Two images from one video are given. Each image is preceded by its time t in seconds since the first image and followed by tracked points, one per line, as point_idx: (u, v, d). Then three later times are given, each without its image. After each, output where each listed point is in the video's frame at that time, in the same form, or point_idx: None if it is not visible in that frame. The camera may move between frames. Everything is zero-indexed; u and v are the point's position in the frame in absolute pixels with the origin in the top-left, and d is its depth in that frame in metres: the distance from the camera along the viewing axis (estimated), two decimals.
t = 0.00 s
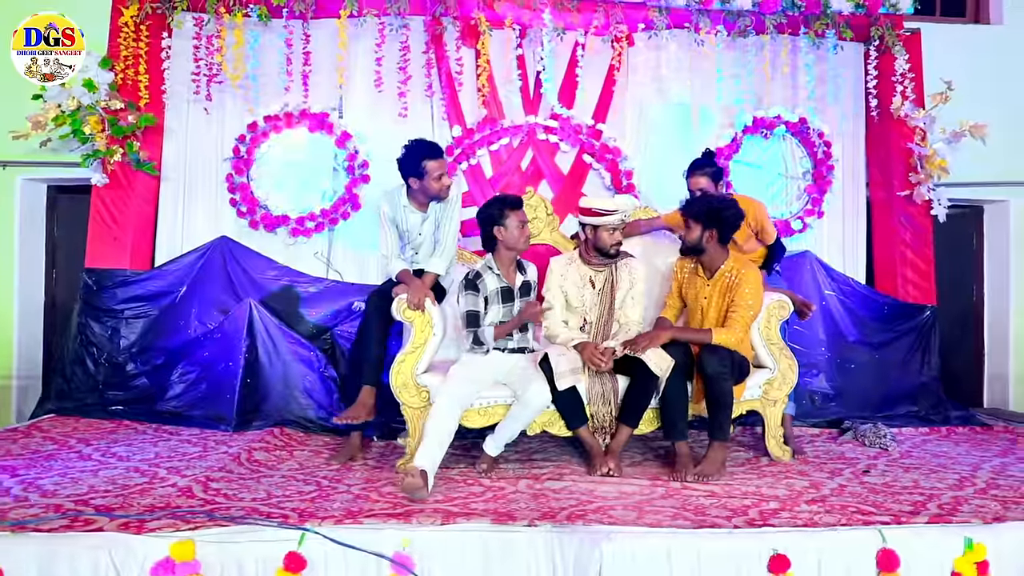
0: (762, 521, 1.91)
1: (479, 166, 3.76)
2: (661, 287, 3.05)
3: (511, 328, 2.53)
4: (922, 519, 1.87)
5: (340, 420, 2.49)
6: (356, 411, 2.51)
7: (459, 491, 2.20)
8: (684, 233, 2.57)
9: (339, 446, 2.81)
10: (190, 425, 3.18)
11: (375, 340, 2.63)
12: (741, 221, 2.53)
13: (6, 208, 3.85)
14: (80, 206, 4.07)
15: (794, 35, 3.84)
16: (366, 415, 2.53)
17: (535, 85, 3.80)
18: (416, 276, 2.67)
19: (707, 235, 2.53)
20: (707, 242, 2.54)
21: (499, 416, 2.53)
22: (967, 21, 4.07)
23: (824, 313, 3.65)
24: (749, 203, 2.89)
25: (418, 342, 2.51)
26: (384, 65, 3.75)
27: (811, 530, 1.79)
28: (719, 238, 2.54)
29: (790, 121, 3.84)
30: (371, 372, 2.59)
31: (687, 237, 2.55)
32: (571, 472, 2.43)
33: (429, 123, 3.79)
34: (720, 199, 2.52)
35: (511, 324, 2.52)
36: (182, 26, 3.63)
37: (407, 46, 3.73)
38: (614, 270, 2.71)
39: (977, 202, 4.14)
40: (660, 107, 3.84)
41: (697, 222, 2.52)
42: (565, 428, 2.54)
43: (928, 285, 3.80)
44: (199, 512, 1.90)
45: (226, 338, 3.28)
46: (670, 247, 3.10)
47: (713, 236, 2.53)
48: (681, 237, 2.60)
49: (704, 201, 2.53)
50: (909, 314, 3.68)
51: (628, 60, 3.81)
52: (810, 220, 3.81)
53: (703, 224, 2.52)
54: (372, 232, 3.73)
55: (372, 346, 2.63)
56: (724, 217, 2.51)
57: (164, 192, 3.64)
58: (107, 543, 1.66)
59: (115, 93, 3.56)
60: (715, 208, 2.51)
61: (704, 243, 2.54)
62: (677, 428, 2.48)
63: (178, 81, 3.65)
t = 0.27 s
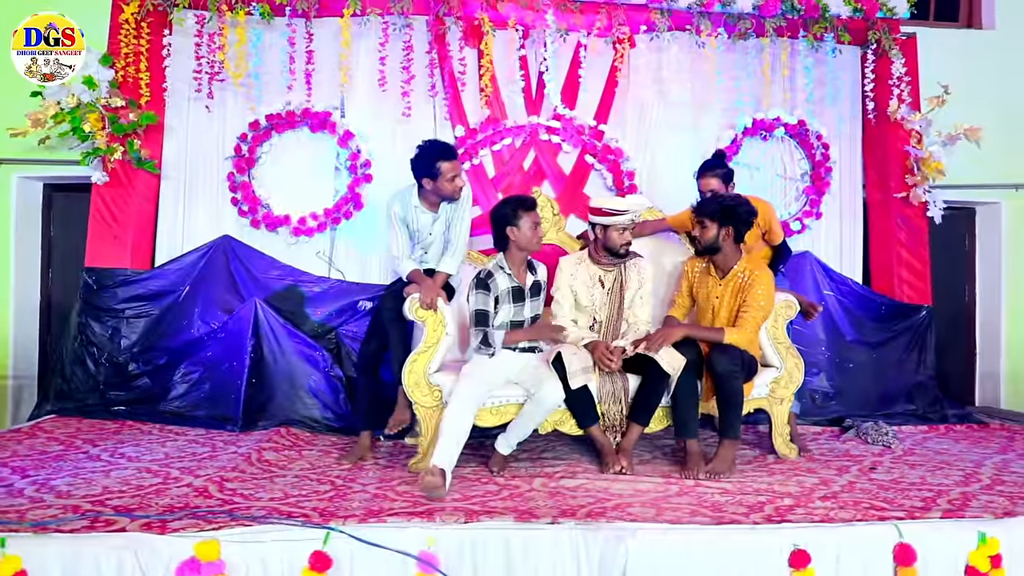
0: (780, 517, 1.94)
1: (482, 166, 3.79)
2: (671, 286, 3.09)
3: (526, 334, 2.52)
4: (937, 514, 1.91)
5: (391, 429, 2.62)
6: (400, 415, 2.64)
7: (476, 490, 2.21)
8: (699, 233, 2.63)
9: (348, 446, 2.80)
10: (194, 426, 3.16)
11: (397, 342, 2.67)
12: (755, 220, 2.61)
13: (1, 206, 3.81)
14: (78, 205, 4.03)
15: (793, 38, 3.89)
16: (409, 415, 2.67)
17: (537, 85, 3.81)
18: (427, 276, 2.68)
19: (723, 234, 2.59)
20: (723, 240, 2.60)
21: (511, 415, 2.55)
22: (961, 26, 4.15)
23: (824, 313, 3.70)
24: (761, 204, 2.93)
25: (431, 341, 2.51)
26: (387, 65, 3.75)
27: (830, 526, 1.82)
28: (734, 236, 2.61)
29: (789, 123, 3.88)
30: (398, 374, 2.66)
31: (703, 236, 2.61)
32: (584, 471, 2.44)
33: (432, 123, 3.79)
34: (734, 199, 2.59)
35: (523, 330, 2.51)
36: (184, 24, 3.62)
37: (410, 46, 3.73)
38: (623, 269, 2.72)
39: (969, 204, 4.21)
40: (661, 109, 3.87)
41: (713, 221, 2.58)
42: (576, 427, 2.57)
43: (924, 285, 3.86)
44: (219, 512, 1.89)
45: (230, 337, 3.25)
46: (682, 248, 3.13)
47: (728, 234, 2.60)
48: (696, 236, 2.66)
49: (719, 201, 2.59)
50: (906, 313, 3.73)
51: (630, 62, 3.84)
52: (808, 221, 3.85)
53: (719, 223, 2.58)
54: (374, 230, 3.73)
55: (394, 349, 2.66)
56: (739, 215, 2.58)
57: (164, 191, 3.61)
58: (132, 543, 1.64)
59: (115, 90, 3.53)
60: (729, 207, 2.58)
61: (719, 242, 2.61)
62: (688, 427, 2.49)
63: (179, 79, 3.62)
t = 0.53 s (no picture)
0: (787, 512, 1.98)
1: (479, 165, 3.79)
2: (669, 286, 3.13)
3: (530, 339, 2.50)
4: (939, 509, 1.95)
5: (364, 421, 2.52)
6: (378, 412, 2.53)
7: (485, 488, 2.22)
8: (701, 234, 2.68)
9: (350, 446, 2.80)
10: (192, 426, 3.13)
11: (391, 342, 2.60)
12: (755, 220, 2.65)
13: None
14: (69, 204, 3.98)
15: (784, 42, 3.96)
16: (390, 414, 2.55)
17: (533, 85, 3.83)
18: (432, 275, 2.69)
19: (724, 235, 2.63)
20: (724, 242, 2.64)
21: (515, 414, 2.57)
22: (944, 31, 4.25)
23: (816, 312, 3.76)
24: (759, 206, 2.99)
25: (436, 340, 2.52)
26: (385, 64, 3.75)
27: (838, 520, 1.86)
28: (735, 237, 2.65)
29: (781, 126, 3.94)
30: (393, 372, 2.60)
31: (704, 238, 2.65)
32: (589, 469, 2.47)
33: (429, 123, 3.80)
34: (734, 200, 2.63)
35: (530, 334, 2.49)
36: (179, 21, 3.59)
37: (408, 45, 3.74)
38: (625, 269, 2.75)
39: (953, 206, 4.30)
40: (656, 110, 3.91)
41: (715, 223, 2.62)
42: (581, 425, 2.59)
43: (912, 286, 3.93)
44: (232, 512, 1.88)
45: (228, 337, 3.23)
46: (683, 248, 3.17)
47: (730, 235, 2.64)
48: (698, 238, 2.71)
49: (719, 202, 2.64)
50: (895, 313, 3.80)
51: (626, 64, 3.88)
52: (799, 222, 3.92)
53: (719, 225, 2.63)
54: (370, 230, 3.73)
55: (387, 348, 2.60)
56: (740, 216, 2.62)
57: (159, 189, 3.57)
58: (149, 544, 1.63)
59: (109, 87, 3.50)
60: (730, 209, 2.62)
61: (721, 244, 2.65)
62: (691, 426, 2.52)
63: (173, 77, 3.60)
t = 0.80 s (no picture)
0: (791, 507, 2.04)
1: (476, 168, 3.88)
2: (664, 288, 3.13)
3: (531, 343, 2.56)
4: (935, 503, 2.02)
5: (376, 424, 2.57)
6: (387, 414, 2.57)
7: (493, 488, 2.25)
8: (696, 240, 2.76)
9: (351, 447, 2.81)
10: (190, 428, 3.12)
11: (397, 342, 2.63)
12: (748, 223, 2.69)
13: None
14: (57, 204, 3.93)
15: (772, 48, 4.04)
16: (398, 416, 2.60)
17: (527, 88, 3.87)
18: (434, 277, 2.72)
19: (718, 239, 2.69)
20: (718, 246, 2.70)
21: (518, 414, 2.60)
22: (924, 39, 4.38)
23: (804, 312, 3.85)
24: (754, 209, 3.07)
25: (441, 341, 2.54)
26: (380, 66, 3.76)
27: (840, 515, 1.92)
28: (730, 242, 2.70)
29: (769, 130, 4.03)
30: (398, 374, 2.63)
31: (698, 243, 2.73)
32: (592, 468, 2.51)
33: (423, 124, 3.80)
34: (727, 204, 2.67)
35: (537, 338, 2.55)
36: (172, 21, 3.58)
37: (403, 48, 3.76)
38: (624, 271, 2.80)
39: (933, 209, 4.42)
40: (647, 114, 3.97)
41: (708, 228, 2.69)
42: (582, 424, 2.63)
43: (895, 288, 4.01)
44: (247, 513, 1.89)
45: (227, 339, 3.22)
46: (676, 249, 3.18)
47: (724, 239, 2.69)
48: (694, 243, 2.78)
49: (713, 208, 2.69)
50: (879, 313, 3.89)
51: (619, 68, 3.95)
52: (787, 225, 4.01)
53: (712, 231, 2.69)
54: (364, 232, 3.73)
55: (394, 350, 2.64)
56: (731, 220, 2.66)
57: (152, 190, 3.55)
58: (169, 545, 1.64)
59: (102, 87, 3.46)
60: (722, 213, 2.66)
61: (715, 247, 2.71)
62: (690, 424, 2.58)
63: (166, 77, 3.59)
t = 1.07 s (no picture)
0: (799, 501, 2.09)
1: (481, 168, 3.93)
2: (667, 288, 3.21)
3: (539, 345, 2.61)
4: (939, 497, 2.08)
5: (408, 425, 2.65)
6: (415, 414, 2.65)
7: (507, 484, 2.30)
8: (699, 242, 2.80)
9: (362, 446, 2.85)
10: (198, 428, 3.14)
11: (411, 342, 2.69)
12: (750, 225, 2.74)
13: None
14: (56, 203, 3.91)
15: (769, 52, 4.10)
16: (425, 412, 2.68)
17: (529, 90, 3.91)
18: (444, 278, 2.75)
19: (721, 242, 2.74)
20: (721, 248, 2.75)
21: (529, 412, 2.65)
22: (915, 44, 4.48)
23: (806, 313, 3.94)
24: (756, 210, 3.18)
25: (453, 340, 2.58)
26: (384, 68, 3.78)
27: (848, 508, 1.98)
28: (733, 244, 2.76)
29: (766, 133, 4.10)
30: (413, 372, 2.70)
31: (702, 245, 2.77)
32: (602, 464, 2.57)
33: (425, 127, 3.82)
34: (729, 207, 2.71)
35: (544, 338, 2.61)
36: (176, 22, 3.59)
37: (406, 50, 3.78)
38: (630, 272, 2.86)
39: (924, 210, 4.52)
40: (647, 118, 4.02)
41: (710, 232, 2.74)
42: (591, 422, 2.68)
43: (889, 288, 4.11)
44: (271, 510, 1.92)
45: (236, 339, 3.24)
46: (680, 251, 3.25)
47: (726, 242, 2.74)
48: (697, 245, 2.82)
49: (715, 211, 2.73)
50: (873, 313, 3.98)
51: (619, 71, 3.98)
52: (783, 226, 4.09)
53: (714, 233, 2.73)
54: (368, 235, 3.76)
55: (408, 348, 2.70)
56: (734, 223, 2.70)
57: (156, 191, 3.56)
58: (199, 542, 1.66)
59: (107, 88, 3.47)
60: (724, 216, 2.71)
61: (718, 250, 2.76)
62: (696, 422, 2.63)
63: (170, 78, 3.59)
